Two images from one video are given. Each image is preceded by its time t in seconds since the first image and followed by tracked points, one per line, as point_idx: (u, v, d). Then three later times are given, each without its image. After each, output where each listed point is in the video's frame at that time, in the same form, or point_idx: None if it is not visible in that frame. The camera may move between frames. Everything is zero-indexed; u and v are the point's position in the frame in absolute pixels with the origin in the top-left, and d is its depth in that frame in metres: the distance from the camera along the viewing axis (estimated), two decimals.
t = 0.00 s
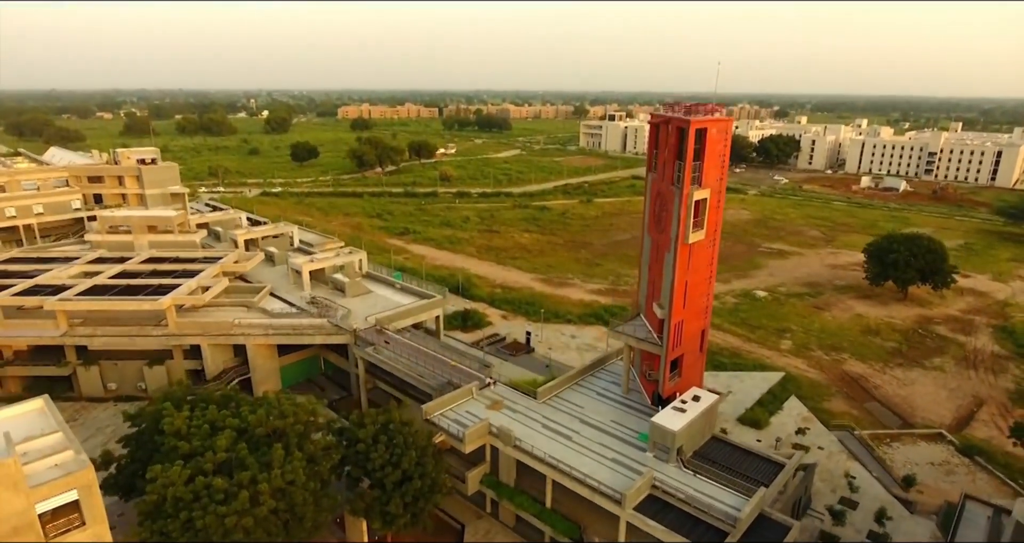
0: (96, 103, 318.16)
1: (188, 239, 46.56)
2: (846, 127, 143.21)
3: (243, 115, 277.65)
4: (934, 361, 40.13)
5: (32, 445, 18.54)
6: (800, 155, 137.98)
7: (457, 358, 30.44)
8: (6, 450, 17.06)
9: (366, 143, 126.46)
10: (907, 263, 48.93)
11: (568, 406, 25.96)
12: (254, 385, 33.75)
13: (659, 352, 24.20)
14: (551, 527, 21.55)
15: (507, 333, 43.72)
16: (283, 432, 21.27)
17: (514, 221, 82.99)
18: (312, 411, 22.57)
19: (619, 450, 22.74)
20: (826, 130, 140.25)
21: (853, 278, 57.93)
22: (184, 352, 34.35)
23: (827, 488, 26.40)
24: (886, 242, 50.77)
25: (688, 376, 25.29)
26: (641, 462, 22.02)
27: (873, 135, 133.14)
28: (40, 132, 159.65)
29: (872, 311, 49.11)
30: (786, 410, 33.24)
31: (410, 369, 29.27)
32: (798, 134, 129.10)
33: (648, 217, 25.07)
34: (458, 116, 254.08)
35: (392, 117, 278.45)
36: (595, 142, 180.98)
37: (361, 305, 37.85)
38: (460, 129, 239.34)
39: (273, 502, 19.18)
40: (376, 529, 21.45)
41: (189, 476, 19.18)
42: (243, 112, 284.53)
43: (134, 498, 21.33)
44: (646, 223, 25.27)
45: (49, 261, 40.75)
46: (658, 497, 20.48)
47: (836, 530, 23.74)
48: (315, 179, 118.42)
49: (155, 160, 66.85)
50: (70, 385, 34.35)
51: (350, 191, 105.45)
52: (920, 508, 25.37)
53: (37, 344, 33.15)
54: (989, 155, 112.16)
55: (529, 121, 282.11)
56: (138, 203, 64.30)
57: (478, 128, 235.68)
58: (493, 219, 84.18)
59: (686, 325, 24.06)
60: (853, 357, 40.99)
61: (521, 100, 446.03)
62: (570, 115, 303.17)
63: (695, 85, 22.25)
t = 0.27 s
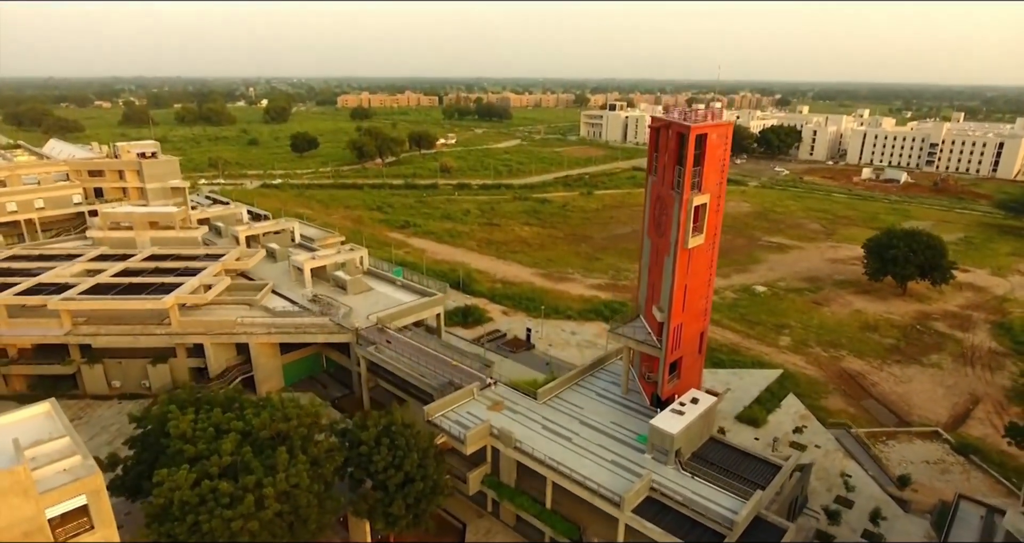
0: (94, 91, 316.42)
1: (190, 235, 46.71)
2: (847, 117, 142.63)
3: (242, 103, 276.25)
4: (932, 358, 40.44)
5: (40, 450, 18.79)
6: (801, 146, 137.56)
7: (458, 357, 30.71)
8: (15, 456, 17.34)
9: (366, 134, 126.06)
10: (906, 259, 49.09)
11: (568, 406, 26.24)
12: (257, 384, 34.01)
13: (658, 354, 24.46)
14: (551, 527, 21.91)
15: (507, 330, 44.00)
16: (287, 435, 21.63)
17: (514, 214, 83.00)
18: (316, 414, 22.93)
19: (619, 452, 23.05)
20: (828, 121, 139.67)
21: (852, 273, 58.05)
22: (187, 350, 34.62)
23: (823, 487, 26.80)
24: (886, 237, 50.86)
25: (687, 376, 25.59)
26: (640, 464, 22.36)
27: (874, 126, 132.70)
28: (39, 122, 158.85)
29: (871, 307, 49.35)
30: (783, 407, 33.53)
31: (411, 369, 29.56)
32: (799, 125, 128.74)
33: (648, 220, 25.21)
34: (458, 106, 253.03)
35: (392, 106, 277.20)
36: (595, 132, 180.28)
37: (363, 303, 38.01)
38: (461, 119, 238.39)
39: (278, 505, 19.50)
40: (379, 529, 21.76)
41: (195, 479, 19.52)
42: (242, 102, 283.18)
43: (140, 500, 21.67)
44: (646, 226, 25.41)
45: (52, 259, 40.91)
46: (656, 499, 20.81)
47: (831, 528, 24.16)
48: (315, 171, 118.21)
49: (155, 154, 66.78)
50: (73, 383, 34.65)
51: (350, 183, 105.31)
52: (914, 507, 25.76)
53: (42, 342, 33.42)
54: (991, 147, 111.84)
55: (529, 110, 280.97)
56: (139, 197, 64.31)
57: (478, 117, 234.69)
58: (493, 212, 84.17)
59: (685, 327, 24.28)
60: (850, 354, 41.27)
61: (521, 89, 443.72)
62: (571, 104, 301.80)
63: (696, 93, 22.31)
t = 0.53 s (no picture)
0: (92, 78, 314.21)
1: (192, 231, 46.87)
2: (849, 106, 141.85)
3: (241, 90, 274.34)
4: (929, 354, 40.78)
5: (50, 455, 19.10)
6: (803, 135, 136.97)
7: (459, 356, 31.04)
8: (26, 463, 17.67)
9: (365, 123, 125.54)
10: (905, 254, 49.27)
11: (567, 407, 26.60)
12: (260, 382, 34.39)
13: (656, 357, 24.77)
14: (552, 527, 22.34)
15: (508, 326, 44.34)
16: (291, 438, 22.00)
17: (515, 205, 82.95)
18: (320, 416, 23.29)
19: (618, 453, 23.42)
20: (830, 109, 138.96)
21: (852, 266, 58.24)
22: (191, 348, 34.93)
23: (819, 485, 27.24)
24: (886, 232, 50.96)
25: (685, 377, 25.93)
26: (639, 465, 22.75)
27: (876, 115, 132.09)
28: (37, 111, 157.93)
29: (870, 301, 49.60)
30: (780, 404, 33.93)
31: (413, 369, 29.93)
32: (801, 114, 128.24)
33: (648, 223, 25.36)
34: (458, 92, 251.10)
35: (392, 92, 275.38)
36: (596, 120, 179.35)
37: (365, 300, 38.30)
38: (460, 106, 236.89)
39: (284, 508, 19.89)
40: (383, 530, 22.19)
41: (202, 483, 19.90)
42: (241, 88, 281.19)
43: (148, 501, 22.08)
44: (646, 229, 25.55)
45: (54, 256, 41.09)
46: (654, 501, 21.20)
47: (825, 526, 24.62)
48: (315, 161, 117.93)
49: (155, 146, 66.61)
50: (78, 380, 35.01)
51: (350, 173, 105.08)
52: (908, 505, 26.19)
53: (46, 341, 33.73)
54: (993, 136, 111.36)
55: (529, 96, 279.01)
56: (139, 190, 64.24)
57: (478, 104, 233.24)
58: (494, 203, 84.13)
59: (684, 330, 24.54)
60: (848, 349, 41.58)
61: (521, 75, 440.55)
62: (571, 91, 299.75)
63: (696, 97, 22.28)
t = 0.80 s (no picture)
0: (90, 64, 312.03)
1: (194, 227, 47.08)
2: (852, 94, 141.05)
3: (240, 77, 272.56)
4: (926, 349, 41.11)
5: (60, 459, 19.50)
6: (805, 124, 136.38)
7: (460, 356, 31.40)
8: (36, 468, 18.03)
9: (365, 113, 125.07)
10: (904, 249, 49.45)
11: (567, 407, 26.97)
12: (264, 379, 34.79)
13: (655, 359, 25.09)
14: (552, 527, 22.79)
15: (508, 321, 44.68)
16: (296, 440, 22.41)
17: (516, 197, 82.93)
18: (323, 418, 23.70)
19: (616, 454, 23.83)
20: (832, 98, 138.19)
21: (851, 260, 58.41)
22: (194, 345, 35.30)
23: (815, 483, 27.67)
24: (886, 227, 51.06)
25: (683, 378, 26.26)
26: (637, 467, 23.15)
27: (878, 104, 131.39)
28: (36, 99, 157.11)
29: (868, 296, 49.86)
30: (778, 401, 34.34)
31: (415, 368, 30.30)
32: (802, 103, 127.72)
33: (648, 226, 25.56)
34: (459, 79, 249.32)
35: (391, 79, 273.71)
36: (597, 108, 178.42)
37: (366, 297, 38.60)
38: (460, 93, 235.45)
39: (289, 509, 20.32)
40: (386, 529, 22.64)
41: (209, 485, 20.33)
42: (240, 75, 279.34)
43: (156, 501, 22.57)
44: (646, 232, 25.74)
45: (58, 253, 41.37)
46: (652, 502, 21.62)
47: (820, 524, 25.08)
48: (315, 151, 117.64)
49: (155, 138, 66.56)
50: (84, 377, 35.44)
51: (350, 164, 104.84)
52: (902, 503, 26.64)
53: (52, 339, 34.11)
54: (995, 126, 110.86)
55: (530, 83, 277.19)
56: (140, 183, 64.32)
57: (479, 92, 231.76)
58: (494, 195, 84.12)
59: (682, 333, 24.83)
60: (845, 345, 41.93)
61: (522, 61, 437.21)
62: (572, 78, 297.69)
63: (697, 103, 22.35)
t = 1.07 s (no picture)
0: (87, 53, 310.11)
1: (195, 223, 47.25)
2: (853, 85, 140.38)
3: (239, 65, 271.06)
4: (923, 346, 41.44)
5: (68, 461, 19.86)
6: (806, 115, 135.86)
7: (461, 355, 31.75)
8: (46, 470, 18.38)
9: (365, 104, 124.61)
10: (903, 245, 49.63)
11: (566, 407, 27.32)
12: (266, 376, 35.15)
13: (653, 361, 25.39)
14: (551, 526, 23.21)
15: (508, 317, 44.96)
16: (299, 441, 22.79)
17: (516, 190, 82.93)
18: (326, 419, 24.08)
19: (615, 455, 24.21)
20: (834, 89, 137.57)
21: (850, 255, 58.57)
22: (197, 343, 35.63)
23: (811, 481, 28.09)
24: (885, 223, 51.19)
25: (681, 379, 26.58)
26: (635, 467, 23.54)
27: (880, 95, 130.83)
28: (34, 89, 156.42)
29: (867, 292, 50.09)
30: (775, 399, 34.72)
31: (416, 367, 30.61)
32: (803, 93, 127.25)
33: (648, 229, 25.76)
34: (458, 68, 247.86)
35: (391, 68, 272.13)
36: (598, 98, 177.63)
37: (367, 294, 38.86)
38: (460, 82, 234.23)
39: (293, 510, 20.69)
40: (389, 528, 23.03)
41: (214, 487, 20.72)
42: (239, 64, 277.72)
43: (162, 500, 22.99)
44: (646, 234, 25.93)
45: (61, 250, 41.59)
46: (649, 502, 22.03)
47: (815, 522, 25.52)
48: (315, 142, 117.37)
49: (155, 132, 66.54)
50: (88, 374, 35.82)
51: (350, 156, 104.68)
52: (896, 501, 27.06)
53: (56, 337, 34.44)
54: (997, 118, 110.47)
55: (530, 72, 275.62)
56: (141, 177, 64.28)
57: (479, 81, 230.50)
58: (495, 188, 84.10)
59: (680, 335, 25.09)
60: (843, 341, 42.23)
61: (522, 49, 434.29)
62: (572, 66, 295.91)
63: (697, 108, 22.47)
